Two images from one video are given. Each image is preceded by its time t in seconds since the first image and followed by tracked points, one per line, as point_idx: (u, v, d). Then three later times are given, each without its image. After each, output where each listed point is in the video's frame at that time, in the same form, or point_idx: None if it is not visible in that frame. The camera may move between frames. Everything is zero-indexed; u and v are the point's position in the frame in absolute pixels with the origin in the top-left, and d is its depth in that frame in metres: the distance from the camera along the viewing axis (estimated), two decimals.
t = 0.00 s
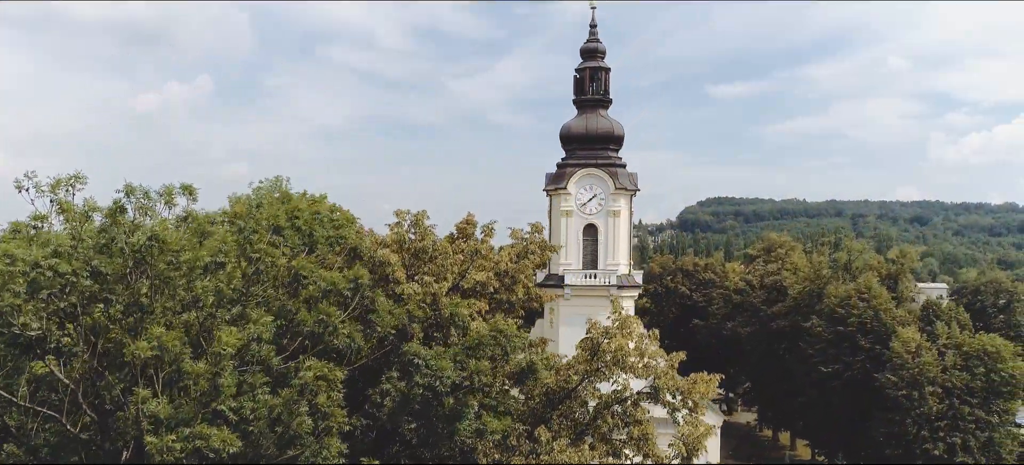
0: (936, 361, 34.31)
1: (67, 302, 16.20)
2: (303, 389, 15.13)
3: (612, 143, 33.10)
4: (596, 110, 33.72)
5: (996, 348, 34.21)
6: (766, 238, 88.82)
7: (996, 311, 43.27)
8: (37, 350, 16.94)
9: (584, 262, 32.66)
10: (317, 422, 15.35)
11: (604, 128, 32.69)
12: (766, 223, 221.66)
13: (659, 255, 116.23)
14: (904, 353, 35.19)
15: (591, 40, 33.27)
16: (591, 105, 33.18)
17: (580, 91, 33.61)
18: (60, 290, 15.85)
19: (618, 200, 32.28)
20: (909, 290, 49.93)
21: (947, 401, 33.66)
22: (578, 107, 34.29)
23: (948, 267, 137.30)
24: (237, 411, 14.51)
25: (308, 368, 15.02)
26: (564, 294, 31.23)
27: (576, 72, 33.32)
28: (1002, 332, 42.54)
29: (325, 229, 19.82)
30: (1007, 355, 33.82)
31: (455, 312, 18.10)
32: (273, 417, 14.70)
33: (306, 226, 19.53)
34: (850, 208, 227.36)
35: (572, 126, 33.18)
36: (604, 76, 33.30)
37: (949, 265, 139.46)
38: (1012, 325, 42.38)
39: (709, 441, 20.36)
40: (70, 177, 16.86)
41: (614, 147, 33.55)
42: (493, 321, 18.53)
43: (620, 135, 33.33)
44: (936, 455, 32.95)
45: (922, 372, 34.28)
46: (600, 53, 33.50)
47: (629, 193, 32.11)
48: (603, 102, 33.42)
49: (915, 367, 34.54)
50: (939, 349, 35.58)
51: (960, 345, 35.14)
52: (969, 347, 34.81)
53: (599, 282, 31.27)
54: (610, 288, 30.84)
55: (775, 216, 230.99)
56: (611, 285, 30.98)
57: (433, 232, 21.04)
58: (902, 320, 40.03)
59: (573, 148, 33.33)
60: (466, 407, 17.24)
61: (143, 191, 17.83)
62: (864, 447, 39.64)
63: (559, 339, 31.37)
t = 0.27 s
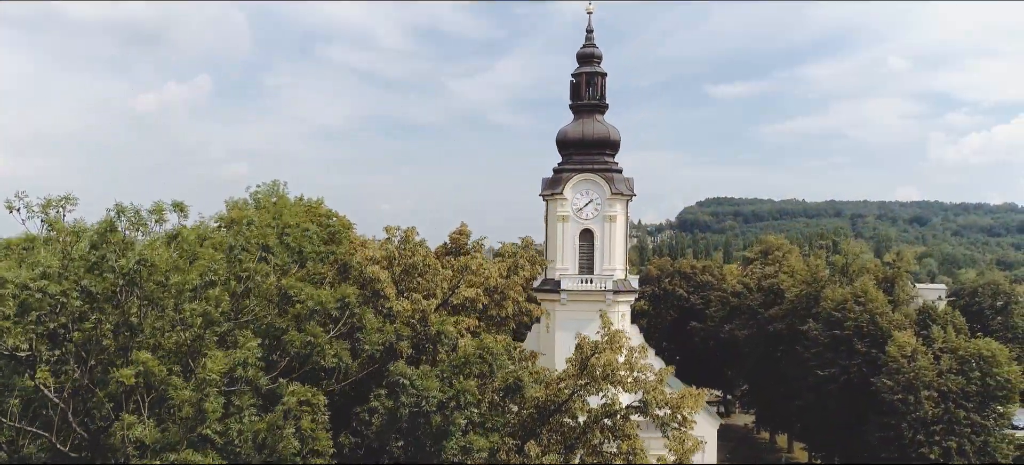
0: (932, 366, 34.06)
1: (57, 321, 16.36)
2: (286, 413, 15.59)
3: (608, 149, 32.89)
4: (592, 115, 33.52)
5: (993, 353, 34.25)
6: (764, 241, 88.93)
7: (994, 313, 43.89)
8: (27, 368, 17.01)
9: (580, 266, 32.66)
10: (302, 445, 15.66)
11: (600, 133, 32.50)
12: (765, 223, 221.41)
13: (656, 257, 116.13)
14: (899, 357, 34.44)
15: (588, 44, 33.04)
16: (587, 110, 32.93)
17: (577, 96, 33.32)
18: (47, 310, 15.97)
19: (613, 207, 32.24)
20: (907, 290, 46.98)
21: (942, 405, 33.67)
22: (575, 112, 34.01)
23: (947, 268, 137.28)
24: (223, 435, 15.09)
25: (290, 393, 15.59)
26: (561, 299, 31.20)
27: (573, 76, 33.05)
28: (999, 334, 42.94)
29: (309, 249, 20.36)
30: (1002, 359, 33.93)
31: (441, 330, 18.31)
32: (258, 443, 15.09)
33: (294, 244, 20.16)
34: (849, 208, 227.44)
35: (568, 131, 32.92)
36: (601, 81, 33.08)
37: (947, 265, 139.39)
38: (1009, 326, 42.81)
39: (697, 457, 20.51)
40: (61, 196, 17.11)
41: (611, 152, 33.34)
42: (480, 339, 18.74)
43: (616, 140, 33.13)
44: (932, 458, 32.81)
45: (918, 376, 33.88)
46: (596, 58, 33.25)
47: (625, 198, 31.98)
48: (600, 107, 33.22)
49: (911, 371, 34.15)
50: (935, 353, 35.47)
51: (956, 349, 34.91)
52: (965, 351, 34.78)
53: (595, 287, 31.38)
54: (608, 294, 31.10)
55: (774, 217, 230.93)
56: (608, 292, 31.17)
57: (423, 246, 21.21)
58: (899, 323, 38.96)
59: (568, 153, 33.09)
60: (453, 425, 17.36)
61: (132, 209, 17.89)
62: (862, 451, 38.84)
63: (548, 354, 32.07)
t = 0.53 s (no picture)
0: (928, 370, 33.93)
1: (47, 343, 16.51)
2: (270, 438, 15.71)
3: (605, 155, 32.45)
4: (589, 119, 33.08)
5: (988, 357, 34.13)
6: (761, 244, 88.93)
7: (991, 315, 44.73)
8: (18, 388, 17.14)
9: (576, 271, 32.17)
10: None
11: (596, 138, 32.14)
12: (765, 224, 221.01)
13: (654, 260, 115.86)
14: (895, 362, 34.37)
15: (582, 48, 32.69)
16: (583, 114, 32.49)
17: (572, 101, 32.96)
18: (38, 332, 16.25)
19: (610, 212, 31.92)
20: (903, 293, 45.69)
21: (938, 409, 33.57)
22: (570, 116, 33.53)
23: (946, 268, 137.14)
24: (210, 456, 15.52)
25: (276, 417, 15.88)
26: (557, 305, 31.36)
27: (568, 81, 32.73)
28: (998, 335, 44.00)
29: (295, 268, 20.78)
30: (998, 363, 33.80)
31: (430, 349, 18.49)
32: None
33: (283, 263, 20.60)
34: (848, 208, 227.41)
35: (564, 136, 32.49)
36: (596, 85, 32.72)
37: (946, 266, 139.25)
38: (1007, 328, 43.87)
39: None
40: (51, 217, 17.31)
41: (608, 158, 32.89)
42: (468, 357, 18.97)
43: (613, 145, 32.69)
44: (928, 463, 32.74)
45: (914, 381, 33.76)
46: (591, 61, 32.85)
47: (622, 204, 31.61)
48: (596, 111, 32.79)
49: (907, 375, 34.01)
50: (931, 357, 35.31)
51: (952, 354, 34.75)
52: (961, 355, 34.61)
53: (590, 292, 31.38)
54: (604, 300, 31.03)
55: (774, 217, 230.77)
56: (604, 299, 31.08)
57: (413, 261, 21.41)
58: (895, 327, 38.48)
59: (565, 159, 32.62)
60: (441, 445, 17.43)
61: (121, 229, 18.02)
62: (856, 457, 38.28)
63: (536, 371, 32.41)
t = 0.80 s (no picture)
0: (923, 374, 34.01)
1: (38, 363, 16.68)
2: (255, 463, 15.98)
3: (601, 160, 32.55)
4: (584, 125, 33.18)
5: (984, 361, 34.17)
6: (759, 246, 89.06)
7: (988, 317, 45.10)
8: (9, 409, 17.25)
9: (572, 276, 32.35)
10: None
11: (592, 143, 32.25)
12: (764, 225, 221.10)
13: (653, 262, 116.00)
14: (891, 366, 34.53)
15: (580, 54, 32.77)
16: (579, 119, 32.58)
17: (568, 107, 33.05)
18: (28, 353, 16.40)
19: (606, 218, 31.98)
20: (900, 297, 45.95)
21: (933, 414, 33.61)
22: (566, 122, 33.60)
23: (945, 269, 137.24)
24: None
25: (262, 442, 16.22)
26: (552, 310, 31.61)
27: (565, 86, 32.79)
28: (995, 337, 44.40)
29: (290, 285, 20.75)
30: (993, 367, 33.83)
31: (420, 367, 18.62)
32: None
33: (277, 280, 20.60)
34: (847, 208, 227.54)
35: (560, 141, 32.58)
36: (593, 91, 32.80)
37: (945, 267, 139.43)
38: (1005, 330, 44.26)
39: None
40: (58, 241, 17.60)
41: (603, 163, 32.98)
42: (457, 376, 19.15)
43: (609, 150, 32.80)
44: None
45: (909, 385, 33.88)
46: (588, 67, 32.93)
47: (618, 209, 31.69)
48: (592, 117, 32.89)
49: (903, 380, 34.14)
50: (927, 361, 35.34)
51: (948, 358, 34.79)
52: (956, 359, 34.64)
53: (587, 297, 31.41)
54: (601, 306, 31.08)
55: (773, 218, 230.85)
56: (601, 304, 31.12)
57: (402, 278, 21.51)
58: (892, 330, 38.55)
59: (561, 164, 32.70)
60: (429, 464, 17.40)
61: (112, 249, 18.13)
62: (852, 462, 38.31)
63: (528, 387, 32.77)
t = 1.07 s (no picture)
0: (919, 378, 34.02)
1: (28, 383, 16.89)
2: None
3: (597, 166, 32.60)
4: (580, 130, 33.23)
5: (979, 365, 33.97)
6: (757, 248, 89.18)
7: (986, 319, 45.03)
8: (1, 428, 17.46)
9: (568, 281, 32.42)
10: None
11: (589, 148, 32.30)
12: (764, 225, 221.19)
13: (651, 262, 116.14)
14: (887, 370, 34.56)
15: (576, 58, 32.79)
16: (576, 124, 32.59)
17: (565, 112, 33.05)
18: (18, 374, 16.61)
19: (602, 223, 32.02)
20: (897, 300, 45.98)
21: (929, 418, 33.55)
22: (563, 127, 33.63)
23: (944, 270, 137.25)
24: None
25: None
26: (549, 315, 31.63)
27: (561, 91, 32.79)
28: (993, 339, 44.38)
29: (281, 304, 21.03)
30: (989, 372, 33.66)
31: (409, 386, 18.71)
32: None
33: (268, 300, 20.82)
34: (846, 208, 227.59)
35: (557, 147, 32.62)
36: (590, 95, 32.85)
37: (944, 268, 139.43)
38: (1002, 332, 44.25)
39: None
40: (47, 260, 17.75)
41: (599, 168, 33.04)
42: (446, 395, 19.24)
43: (605, 156, 32.87)
44: None
45: (905, 389, 33.91)
46: (585, 72, 32.96)
47: (614, 214, 31.71)
48: (588, 122, 32.95)
49: (898, 384, 34.18)
50: (923, 366, 35.27)
51: (944, 362, 34.60)
52: (952, 363, 34.54)
53: (583, 302, 31.45)
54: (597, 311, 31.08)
55: (773, 218, 230.90)
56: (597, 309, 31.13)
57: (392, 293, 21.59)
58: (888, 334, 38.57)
59: (557, 170, 32.76)
60: None
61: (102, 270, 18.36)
62: None
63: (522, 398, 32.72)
